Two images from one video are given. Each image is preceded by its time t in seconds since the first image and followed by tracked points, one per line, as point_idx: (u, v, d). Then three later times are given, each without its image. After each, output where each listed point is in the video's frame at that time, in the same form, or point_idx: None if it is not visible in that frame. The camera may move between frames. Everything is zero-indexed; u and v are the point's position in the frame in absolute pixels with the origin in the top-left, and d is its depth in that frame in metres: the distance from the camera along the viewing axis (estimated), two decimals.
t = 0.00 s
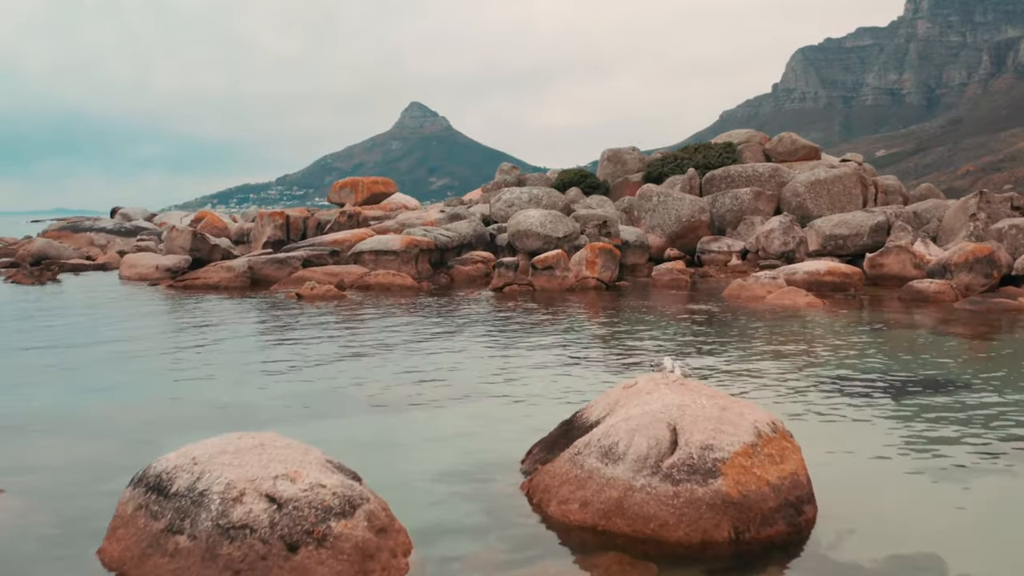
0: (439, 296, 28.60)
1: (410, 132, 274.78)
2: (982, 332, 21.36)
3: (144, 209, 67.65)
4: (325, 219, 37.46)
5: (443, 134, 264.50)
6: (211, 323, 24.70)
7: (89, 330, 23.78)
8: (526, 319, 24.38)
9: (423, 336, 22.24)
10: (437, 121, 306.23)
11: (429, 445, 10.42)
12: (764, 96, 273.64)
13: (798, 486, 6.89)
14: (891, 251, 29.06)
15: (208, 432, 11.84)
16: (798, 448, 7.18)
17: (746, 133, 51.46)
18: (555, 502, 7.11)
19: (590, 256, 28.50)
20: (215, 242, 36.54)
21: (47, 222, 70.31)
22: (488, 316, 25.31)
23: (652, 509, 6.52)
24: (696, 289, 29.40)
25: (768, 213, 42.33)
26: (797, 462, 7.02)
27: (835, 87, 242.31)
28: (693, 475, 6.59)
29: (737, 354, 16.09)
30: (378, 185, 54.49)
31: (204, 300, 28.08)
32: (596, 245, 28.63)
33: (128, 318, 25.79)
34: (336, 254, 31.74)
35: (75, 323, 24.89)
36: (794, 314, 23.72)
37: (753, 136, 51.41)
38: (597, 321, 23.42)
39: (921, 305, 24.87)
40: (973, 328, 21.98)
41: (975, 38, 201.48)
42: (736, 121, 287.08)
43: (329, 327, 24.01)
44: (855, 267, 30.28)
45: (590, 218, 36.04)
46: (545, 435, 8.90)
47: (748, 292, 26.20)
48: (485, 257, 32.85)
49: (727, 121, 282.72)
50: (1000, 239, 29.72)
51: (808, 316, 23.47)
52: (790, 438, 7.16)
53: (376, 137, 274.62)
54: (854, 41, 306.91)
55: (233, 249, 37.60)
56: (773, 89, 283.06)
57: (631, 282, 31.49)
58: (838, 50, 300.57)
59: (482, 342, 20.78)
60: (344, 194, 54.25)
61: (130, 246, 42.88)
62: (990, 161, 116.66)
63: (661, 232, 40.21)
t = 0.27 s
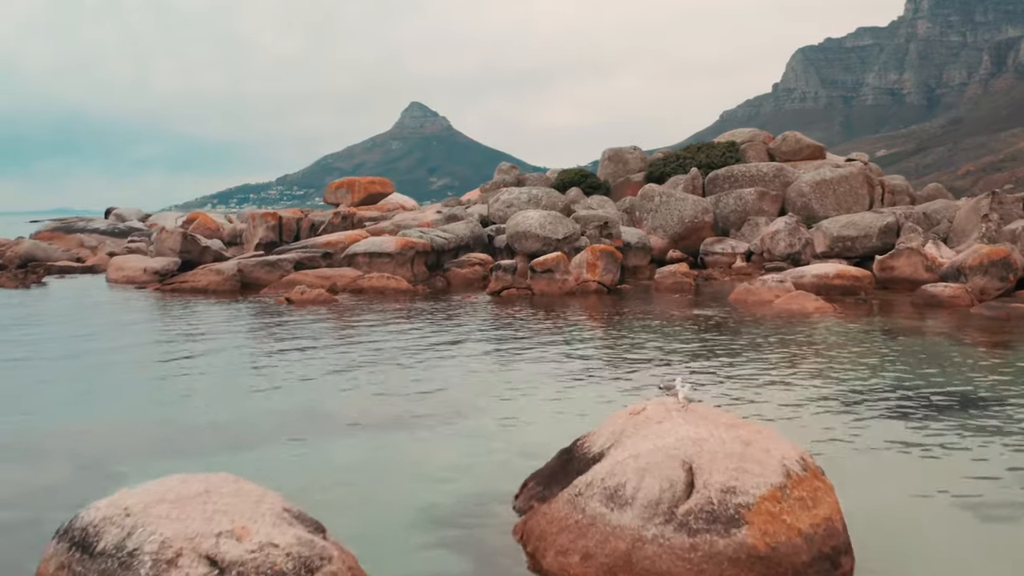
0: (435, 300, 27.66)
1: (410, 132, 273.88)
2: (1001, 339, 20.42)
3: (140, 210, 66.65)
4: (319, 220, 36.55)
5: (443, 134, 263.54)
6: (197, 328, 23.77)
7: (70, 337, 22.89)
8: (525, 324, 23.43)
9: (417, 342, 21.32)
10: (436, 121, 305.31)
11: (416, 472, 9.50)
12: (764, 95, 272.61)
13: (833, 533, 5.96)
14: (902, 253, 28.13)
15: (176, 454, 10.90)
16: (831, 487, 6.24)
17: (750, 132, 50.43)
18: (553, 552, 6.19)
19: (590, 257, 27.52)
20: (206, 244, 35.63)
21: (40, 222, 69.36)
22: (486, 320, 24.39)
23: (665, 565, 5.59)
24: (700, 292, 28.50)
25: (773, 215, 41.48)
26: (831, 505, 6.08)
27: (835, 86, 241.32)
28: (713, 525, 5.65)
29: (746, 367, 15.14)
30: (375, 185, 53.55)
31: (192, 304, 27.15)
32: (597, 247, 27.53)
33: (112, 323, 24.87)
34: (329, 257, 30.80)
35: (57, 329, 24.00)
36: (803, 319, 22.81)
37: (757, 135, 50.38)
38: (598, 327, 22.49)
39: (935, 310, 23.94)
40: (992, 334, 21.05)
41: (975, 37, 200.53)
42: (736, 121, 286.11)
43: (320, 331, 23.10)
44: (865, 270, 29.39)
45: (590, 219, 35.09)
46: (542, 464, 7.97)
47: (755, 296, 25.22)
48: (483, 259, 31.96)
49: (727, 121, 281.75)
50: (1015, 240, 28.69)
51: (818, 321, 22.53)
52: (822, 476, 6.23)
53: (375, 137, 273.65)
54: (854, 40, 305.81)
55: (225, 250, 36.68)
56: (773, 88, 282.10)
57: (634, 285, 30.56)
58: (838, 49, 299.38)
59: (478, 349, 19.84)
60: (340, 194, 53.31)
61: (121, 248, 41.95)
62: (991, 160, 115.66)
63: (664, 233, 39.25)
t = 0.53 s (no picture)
0: (430, 306, 26.60)
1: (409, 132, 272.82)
2: None
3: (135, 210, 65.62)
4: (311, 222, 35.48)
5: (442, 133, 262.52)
6: (179, 337, 22.70)
7: (47, 346, 21.88)
8: (524, 333, 22.36)
9: (410, 352, 20.25)
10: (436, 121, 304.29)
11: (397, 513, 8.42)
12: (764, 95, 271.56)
13: None
14: (916, 257, 27.04)
15: (136, 485, 9.88)
16: (885, 553, 5.14)
17: (754, 131, 49.26)
18: None
19: (591, 261, 26.42)
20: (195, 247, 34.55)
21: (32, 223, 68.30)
22: (482, 328, 23.32)
23: None
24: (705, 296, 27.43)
25: (778, 216, 40.43)
26: None
27: (836, 86, 240.25)
28: None
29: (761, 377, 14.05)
30: (371, 185, 52.51)
31: (176, 310, 26.08)
32: (598, 250, 26.46)
33: (90, 331, 23.79)
34: (321, 260, 29.76)
35: (34, 338, 23.00)
36: (815, 326, 21.72)
37: (762, 134, 49.19)
38: (600, 335, 21.41)
39: (953, 317, 22.85)
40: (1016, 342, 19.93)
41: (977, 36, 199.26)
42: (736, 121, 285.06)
43: (309, 340, 22.06)
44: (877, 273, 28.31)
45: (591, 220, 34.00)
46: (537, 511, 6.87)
47: (763, 301, 24.12)
48: (480, 262, 30.88)
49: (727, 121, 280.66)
50: None
51: (831, 328, 21.43)
52: (876, 542, 5.13)
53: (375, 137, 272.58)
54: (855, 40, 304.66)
55: (214, 253, 35.60)
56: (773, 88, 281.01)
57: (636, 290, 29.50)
58: (840, 48, 298.07)
59: (474, 361, 18.79)
60: (336, 194, 52.29)
61: (109, 250, 40.88)
62: (996, 159, 114.43)
63: (667, 235, 38.17)
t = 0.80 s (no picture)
0: (425, 310, 25.66)
1: (408, 132, 271.90)
2: None
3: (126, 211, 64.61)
4: (304, 224, 34.54)
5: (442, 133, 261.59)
6: (162, 339, 21.71)
7: (24, 348, 20.90)
8: (523, 338, 21.42)
9: (405, 356, 19.30)
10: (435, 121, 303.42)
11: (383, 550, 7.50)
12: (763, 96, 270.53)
13: None
14: (929, 260, 26.10)
15: (94, 513, 8.93)
16: None
17: (758, 131, 48.25)
18: None
19: (592, 265, 25.53)
20: (184, 248, 33.58)
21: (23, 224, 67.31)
22: (480, 333, 22.38)
23: None
24: (710, 300, 26.48)
25: (784, 217, 39.51)
26: None
27: (836, 86, 239.34)
28: None
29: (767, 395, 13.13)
30: (367, 186, 51.49)
31: (160, 314, 25.12)
32: (599, 253, 25.63)
33: (71, 334, 22.81)
34: (313, 263, 28.83)
35: (11, 339, 22.03)
36: (827, 332, 20.76)
37: (766, 133, 48.18)
38: (601, 342, 20.47)
39: (971, 323, 21.89)
40: None
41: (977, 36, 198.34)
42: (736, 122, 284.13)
43: (300, 343, 21.09)
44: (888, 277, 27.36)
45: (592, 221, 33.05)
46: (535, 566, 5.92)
47: (772, 306, 23.19)
48: (478, 265, 29.93)
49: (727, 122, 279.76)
50: None
51: (844, 333, 20.48)
52: None
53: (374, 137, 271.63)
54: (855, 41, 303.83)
55: (204, 256, 34.65)
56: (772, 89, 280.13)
57: (638, 294, 28.57)
58: (840, 49, 296.91)
59: (472, 366, 17.81)
60: (332, 195, 51.31)
61: (97, 252, 39.91)
62: (998, 159, 113.42)
63: (669, 237, 37.24)
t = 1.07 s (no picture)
0: (419, 316, 24.68)
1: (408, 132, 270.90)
2: None
3: (119, 211, 63.58)
4: (297, 225, 33.56)
5: (441, 133, 260.59)
6: (143, 347, 20.75)
7: None
8: (518, 346, 20.46)
9: (396, 366, 18.33)
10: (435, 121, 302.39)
11: None
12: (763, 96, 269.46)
13: None
14: (943, 263, 25.07)
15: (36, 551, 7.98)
16: None
17: (762, 130, 47.25)
18: None
19: (594, 268, 24.44)
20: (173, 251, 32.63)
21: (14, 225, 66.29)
22: (475, 340, 21.41)
23: None
24: (716, 305, 25.48)
25: (789, 218, 38.53)
26: None
27: (836, 85, 238.28)
28: None
29: (772, 405, 12.10)
30: (364, 186, 50.42)
31: (143, 320, 24.16)
32: (601, 256, 24.54)
33: (48, 341, 21.85)
34: (304, 266, 27.85)
35: None
36: (840, 339, 19.77)
37: (770, 132, 47.14)
38: (602, 350, 19.51)
39: (990, 330, 20.90)
40: None
41: (978, 35, 197.37)
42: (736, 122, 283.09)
43: (287, 352, 20.14)
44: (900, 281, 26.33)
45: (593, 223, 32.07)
46: None
47: (782, 313, 22.08)
48: (474, 268, 28.95)
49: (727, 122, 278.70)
50: None
51: (858, 341, 19.49)
52: None
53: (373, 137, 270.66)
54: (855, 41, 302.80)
55: (194, 259, 33.69)
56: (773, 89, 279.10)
57: (641, 299, 27.59)
58: (840, 49, 295.95)
59: (466, 378, 16.87)
60: (327, 195, 50.29)
61: (86, 254, 38.94)
62: (1001, 159, 112.43)
63: (672, 238, 36.24)
